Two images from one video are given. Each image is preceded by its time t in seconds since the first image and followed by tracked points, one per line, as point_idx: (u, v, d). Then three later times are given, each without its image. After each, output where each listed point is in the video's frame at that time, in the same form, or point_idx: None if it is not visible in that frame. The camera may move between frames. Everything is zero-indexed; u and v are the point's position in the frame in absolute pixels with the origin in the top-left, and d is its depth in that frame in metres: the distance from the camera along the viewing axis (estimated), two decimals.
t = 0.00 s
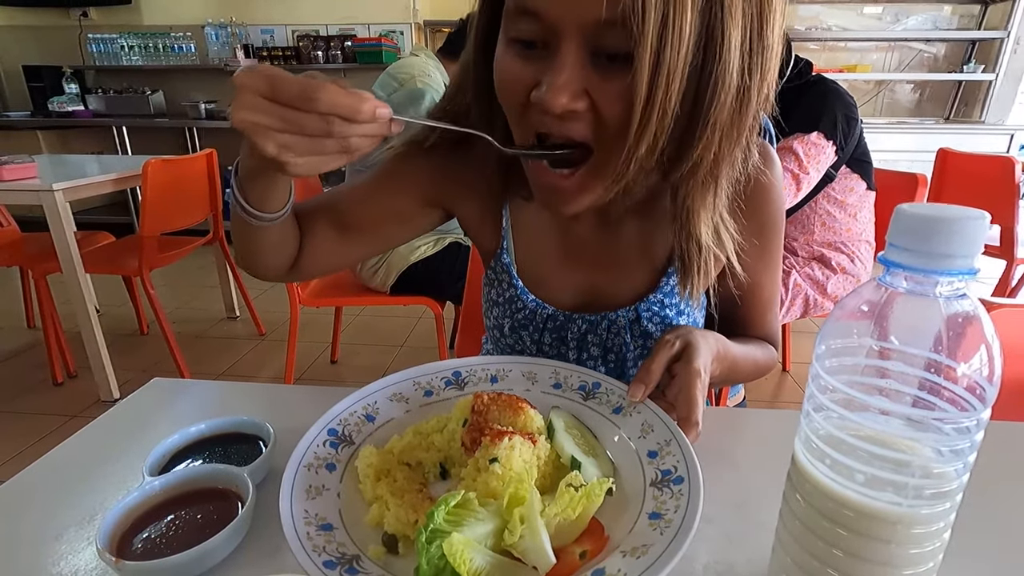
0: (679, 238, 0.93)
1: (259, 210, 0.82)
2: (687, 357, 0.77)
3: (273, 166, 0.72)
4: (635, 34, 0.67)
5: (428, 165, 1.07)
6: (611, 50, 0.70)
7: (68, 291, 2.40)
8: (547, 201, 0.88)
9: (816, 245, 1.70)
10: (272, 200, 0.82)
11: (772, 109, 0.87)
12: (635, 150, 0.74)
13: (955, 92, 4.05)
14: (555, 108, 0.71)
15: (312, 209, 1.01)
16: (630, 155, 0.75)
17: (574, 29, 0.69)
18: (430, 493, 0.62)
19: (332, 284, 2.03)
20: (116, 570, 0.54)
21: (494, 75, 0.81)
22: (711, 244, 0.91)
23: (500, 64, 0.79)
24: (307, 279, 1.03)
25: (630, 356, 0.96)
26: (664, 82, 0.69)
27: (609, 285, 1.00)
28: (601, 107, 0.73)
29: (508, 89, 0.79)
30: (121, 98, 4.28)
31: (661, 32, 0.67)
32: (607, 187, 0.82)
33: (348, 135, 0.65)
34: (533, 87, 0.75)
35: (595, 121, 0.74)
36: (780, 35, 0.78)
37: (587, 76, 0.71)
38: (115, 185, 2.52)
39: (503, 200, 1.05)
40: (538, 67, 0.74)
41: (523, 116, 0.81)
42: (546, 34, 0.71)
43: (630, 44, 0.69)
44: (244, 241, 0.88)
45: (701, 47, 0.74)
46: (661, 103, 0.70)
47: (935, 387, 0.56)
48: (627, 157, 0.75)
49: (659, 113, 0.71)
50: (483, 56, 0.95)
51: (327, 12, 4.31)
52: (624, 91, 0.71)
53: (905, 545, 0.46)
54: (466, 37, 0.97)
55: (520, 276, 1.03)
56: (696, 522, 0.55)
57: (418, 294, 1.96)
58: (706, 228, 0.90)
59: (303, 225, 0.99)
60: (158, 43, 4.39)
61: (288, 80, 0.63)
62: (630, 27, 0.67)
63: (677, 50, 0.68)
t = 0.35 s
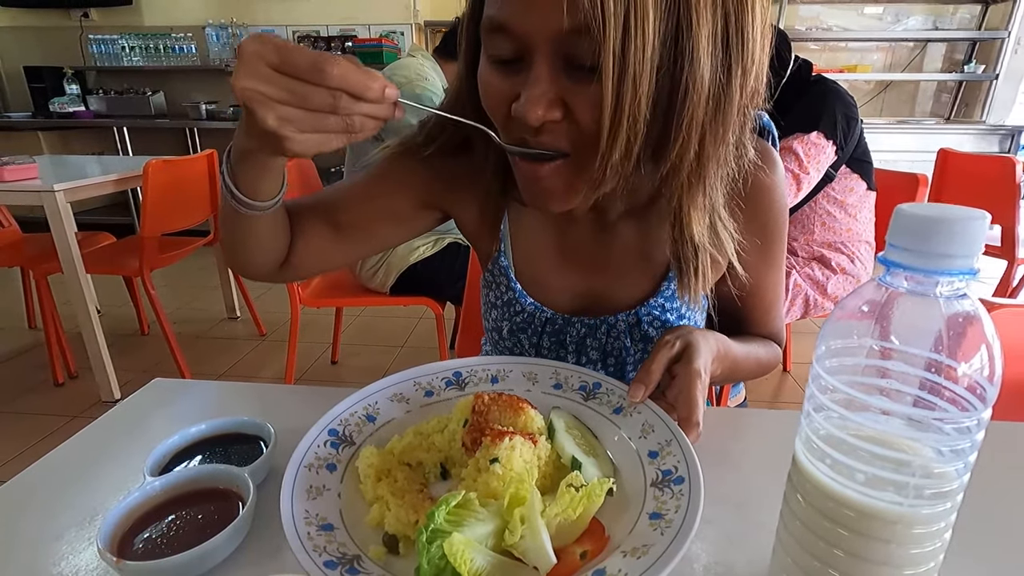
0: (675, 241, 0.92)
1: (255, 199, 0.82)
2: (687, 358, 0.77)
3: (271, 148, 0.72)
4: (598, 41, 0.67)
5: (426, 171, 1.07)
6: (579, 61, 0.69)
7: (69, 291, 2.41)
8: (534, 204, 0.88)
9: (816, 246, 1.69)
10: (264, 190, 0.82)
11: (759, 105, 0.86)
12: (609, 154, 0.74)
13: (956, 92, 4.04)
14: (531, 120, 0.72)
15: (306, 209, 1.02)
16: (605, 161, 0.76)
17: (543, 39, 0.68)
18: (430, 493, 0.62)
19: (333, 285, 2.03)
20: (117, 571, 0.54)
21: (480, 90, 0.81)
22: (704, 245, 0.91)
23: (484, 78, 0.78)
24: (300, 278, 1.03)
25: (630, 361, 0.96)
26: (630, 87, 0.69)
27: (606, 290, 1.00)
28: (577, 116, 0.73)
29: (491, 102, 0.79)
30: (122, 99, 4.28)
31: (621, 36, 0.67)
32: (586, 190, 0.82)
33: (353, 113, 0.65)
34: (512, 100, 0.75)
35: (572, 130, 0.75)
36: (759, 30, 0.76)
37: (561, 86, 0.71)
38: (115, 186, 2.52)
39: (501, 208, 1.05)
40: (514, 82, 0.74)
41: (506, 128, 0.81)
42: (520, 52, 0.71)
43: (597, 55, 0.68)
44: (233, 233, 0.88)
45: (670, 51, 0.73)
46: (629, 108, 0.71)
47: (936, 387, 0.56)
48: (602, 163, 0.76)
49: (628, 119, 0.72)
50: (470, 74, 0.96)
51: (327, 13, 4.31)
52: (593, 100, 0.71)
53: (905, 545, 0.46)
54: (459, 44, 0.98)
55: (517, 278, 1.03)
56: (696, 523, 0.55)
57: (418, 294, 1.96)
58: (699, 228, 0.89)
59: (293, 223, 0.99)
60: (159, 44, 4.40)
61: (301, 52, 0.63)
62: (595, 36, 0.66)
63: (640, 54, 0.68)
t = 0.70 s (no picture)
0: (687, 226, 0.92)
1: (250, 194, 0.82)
2: (694, 349, 0.78)
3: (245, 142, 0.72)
4: (615, 30, 0.67)
5: (433, 160, 1.07)
6: (595, 49, 0.69)
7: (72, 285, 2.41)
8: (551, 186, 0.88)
9: (818, 238, 1.70)
10: (258, 184, 0.81)
11: (768, 89, 0.86)
12: (628, 141, 0.74)
13: (960, 85, 4.01)
14: (547, 109, 0.72)
15: (316, 202, 1.03)
16: (623, 149, 0.76)
17: (559, 36, 0.69)
18: (440, 483, 0.63)
19: (336, 279, 2.03)
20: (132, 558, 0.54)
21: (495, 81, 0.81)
22: (717, 228, 0.91)
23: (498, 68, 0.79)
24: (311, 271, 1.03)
25: (637, 349, 0.96)
26: (648, 74, 0.69)
27: (613, 279, 0.99)
28: (593, 106, 0.73)
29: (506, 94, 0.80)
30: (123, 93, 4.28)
31: (639, 24, 0.67)
32: (605, 177, 0.82)
33: (317, 108, 0.64)
34: (528, 90, 0.75)
35: (587, 120, 0.74)
36: (769, 13, 0.76)
37: (577, 76, 0.71)
38: (117, 180, 2.52)
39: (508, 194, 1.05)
40: (530, 72, 0.74)
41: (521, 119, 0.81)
42: (536, 41, 0.71)
43: (614, 43, 0.68)
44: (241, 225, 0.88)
45: (684, 38, 0.73)
46: (647, 94, 0.71)
47: (945, 375, 0.56)
48: (620, 150, 0.76)
49: (646, 105, 0.72)
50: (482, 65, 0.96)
51: (328, 6, 4.29)
52: (612, 90, 0.71)
53: (915, 531, 0.47)
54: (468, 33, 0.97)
55: (524, 266, 1.03)
56: (705, 511, 0.55)
57: (421, 288, 1.97)
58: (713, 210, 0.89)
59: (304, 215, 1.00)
60: (159, 38, 4.38)
61: (255, 42, 0.61)
62: (611, 25, 0.66)
63: (658, 41, 0.68)
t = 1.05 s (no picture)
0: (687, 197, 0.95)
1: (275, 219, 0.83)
2: (690, 342, 0.79)
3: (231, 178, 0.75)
4: (639, 16, 0.68)
5: (443, 146, 1.06)
6: (618, 33, 0.71)
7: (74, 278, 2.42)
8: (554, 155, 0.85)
9: (818, 230, 1.70)
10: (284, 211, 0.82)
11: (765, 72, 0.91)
12: (644, 123, 0.77)
13: (962, 73, 4.00)
14: (567, 92, 0.73)
15: (341, 209, 1.03)
16: (639, 129, 0.78)
17: (584, 20, 0.70)
18: (441, 474, 0.64)
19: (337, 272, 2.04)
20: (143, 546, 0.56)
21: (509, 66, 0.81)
22: (717, 201, 0.93)
23: (514, 55, 0.79)
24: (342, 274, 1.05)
25: (632, 327, 0.97)
26: (667, 59, 0.72)
27: (612, 258, 1.01)
28: (610, 90, 0.74)
29: (523, 80, 0.80)
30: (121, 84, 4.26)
31: (660, 11, 0.69)
32: (618, 155, 0.84)
33: (270, 171, 0.67)
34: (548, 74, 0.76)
35: (603, 104, 0.76)
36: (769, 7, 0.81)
37: (596, 60, 0.72)
38: (117, 173, 2.53)
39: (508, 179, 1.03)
40: (549, 55, 0.75)
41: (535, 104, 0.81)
42: (557, 25, 0.72)
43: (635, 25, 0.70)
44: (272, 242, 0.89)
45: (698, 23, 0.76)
46: (665, 76, 0.73)
47: (930, 370, 0.57)
48: (637, 131, 0.78)
49: (662, 88, 0.74)
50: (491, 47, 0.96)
51: None
52: (631, 74, 0.73)
53: (897, 519, 0.48)
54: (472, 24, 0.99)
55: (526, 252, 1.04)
56: (698, 500, 0.57)
57: (422, 280, 1.98)
58: (714, 184, 0.92)
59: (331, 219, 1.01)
60: (156, 28, 4.36)
61: (219, 104, 0.63)
62: (634, 11, 0.68)
63: (676, 27, 0.71)
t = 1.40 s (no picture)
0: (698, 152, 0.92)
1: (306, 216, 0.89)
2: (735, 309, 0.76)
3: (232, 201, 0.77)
4: None
5: (449, 117, 1.02)
6: None
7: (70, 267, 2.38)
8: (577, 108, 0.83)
9: (823, 215, 1.68)
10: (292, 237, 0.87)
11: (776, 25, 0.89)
12: (676, 76, 0.75)
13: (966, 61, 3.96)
14: (600, 45, 0.70)
15: (339, 195, 1.00)
16: (668, 81, 0.76)
17: None
18: (442, 458, 0.61)
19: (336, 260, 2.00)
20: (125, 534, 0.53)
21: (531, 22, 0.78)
22: (728, 156, 0.92)
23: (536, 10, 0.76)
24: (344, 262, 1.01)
25: (638, 292, 0.93)
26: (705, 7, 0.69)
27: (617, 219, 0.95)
28: (643, 43, 0.71)
29: (548, 36, 0.76)
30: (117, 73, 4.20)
31: None
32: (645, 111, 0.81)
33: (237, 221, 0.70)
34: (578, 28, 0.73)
35: (634, 58, 0.73)
36: None
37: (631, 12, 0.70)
38: (113, 161, 2.48)
39: (513, 141, 0.99)
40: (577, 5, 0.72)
41: (560, 61, 0.78)
42: None
43: None
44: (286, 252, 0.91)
45: None
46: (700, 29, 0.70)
47: (959, 339, 0.51)
48: (667, 84, 0.76)
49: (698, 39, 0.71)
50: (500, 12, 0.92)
51: None
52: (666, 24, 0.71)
53: (937, 502, 0.45)
54: None
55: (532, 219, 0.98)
56: (715, 485, 0.54)
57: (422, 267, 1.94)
58: (726, 142, 0.91)
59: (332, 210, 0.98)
60: (152, 16, 4.29)
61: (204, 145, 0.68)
62: None
63: None
